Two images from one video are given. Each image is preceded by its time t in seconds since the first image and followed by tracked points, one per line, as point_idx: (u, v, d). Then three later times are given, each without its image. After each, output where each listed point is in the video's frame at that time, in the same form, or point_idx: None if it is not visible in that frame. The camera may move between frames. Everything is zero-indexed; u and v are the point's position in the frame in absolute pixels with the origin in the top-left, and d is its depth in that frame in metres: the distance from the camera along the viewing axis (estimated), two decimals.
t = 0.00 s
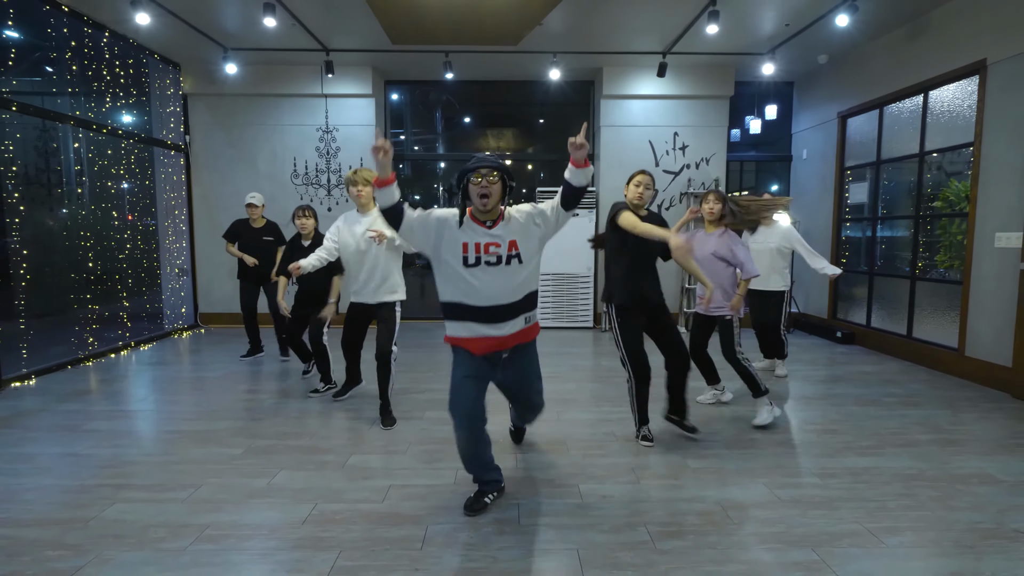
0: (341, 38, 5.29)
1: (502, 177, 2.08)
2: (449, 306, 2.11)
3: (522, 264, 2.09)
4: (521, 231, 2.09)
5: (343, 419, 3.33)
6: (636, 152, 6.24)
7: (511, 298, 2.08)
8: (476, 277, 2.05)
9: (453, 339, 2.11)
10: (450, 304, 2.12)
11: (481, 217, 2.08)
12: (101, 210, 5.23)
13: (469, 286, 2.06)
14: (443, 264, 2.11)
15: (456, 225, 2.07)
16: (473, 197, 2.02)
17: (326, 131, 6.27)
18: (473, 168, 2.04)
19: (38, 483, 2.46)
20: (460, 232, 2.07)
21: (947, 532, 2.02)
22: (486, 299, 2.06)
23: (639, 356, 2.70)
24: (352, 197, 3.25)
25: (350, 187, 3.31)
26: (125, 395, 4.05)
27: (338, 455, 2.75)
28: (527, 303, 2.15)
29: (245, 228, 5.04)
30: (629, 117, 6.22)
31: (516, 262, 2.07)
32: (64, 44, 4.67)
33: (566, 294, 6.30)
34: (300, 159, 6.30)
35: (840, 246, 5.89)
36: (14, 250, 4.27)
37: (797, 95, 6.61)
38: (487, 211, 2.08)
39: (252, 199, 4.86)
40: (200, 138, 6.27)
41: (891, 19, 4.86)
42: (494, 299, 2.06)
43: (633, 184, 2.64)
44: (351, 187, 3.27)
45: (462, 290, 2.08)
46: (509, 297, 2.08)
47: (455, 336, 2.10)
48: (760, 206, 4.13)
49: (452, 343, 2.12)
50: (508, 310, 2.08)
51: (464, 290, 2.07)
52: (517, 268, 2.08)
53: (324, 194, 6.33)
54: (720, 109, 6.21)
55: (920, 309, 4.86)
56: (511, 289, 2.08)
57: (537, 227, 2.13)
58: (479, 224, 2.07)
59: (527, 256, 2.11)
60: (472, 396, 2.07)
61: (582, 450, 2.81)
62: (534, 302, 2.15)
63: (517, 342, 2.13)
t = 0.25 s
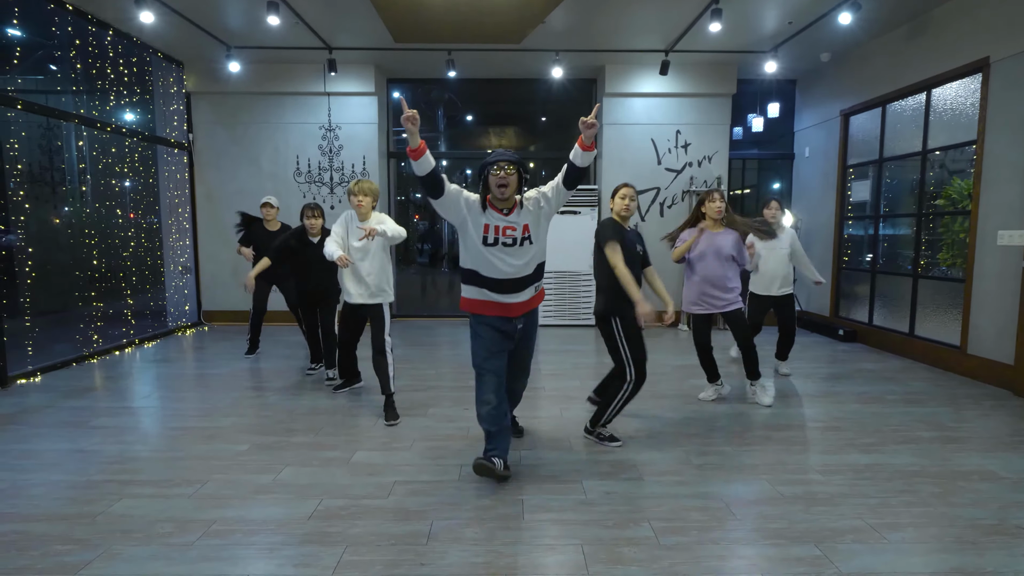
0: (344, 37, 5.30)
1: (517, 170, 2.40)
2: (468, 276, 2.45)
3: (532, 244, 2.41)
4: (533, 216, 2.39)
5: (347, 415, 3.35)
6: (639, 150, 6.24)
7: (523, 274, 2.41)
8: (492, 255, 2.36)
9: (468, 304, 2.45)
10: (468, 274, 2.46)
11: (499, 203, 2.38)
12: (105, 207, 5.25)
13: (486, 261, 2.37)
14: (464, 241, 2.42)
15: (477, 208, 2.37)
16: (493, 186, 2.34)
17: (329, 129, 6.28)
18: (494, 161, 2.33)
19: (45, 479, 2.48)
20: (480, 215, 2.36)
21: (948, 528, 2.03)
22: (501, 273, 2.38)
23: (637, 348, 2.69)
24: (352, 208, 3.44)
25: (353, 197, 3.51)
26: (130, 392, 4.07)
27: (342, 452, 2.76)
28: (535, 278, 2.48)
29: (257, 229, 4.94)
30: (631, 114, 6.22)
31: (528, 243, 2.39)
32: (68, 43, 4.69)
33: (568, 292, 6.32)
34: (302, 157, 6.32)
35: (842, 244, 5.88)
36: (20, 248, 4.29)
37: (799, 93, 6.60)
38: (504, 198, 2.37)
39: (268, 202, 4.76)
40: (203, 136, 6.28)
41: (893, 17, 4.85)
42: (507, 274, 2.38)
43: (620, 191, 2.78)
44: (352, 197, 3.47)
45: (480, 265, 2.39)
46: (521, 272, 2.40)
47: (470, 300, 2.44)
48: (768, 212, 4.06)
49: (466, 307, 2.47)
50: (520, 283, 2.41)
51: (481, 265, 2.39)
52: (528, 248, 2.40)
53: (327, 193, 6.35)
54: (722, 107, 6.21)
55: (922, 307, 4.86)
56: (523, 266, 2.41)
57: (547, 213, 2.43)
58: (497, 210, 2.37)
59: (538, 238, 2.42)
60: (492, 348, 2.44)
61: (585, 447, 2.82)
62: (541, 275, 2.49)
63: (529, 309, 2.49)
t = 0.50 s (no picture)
0: (343, 29, 5.22)
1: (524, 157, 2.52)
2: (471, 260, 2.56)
3: (535, 232, 2.53)
4: (535, 203, 2.53)
5: (346, 413, 3.28)
6: (642, 144, 6.16)
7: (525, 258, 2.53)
8: (496, 240, 2.49)
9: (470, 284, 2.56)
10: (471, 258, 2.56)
11: (504, 190, 2.52)
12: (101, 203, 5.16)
13: (490, 245, 2.49)
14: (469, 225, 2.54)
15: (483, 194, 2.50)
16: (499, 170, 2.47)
17: (328, 123, 6.20)
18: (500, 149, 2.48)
19: (36, 479, 2.41)
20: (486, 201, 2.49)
21: (967, 532, 1.96)
22: (504, 257, 2.49)
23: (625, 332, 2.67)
24: (356, 188, 3.69)
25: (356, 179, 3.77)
26: (126, 389, 4.01)
27: (341, 451, 2.70)
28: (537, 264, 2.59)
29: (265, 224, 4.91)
30: (635, 108, 6.13)
31: (530, 231, 2.52)
32: (63, 35, 4.60)
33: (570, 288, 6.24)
34: (302, 152, 6.24)
35: (849, 239, 5.80)
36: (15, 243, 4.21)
37: (806, 86, 6.50)
38: (509, 185, 2.51)
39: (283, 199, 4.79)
40: (201, 130, 6.20)
41: (902, 7, 4.76)
42: (510, 258, 2.50)
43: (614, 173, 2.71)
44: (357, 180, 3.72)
45: (484, 249, 2.51)
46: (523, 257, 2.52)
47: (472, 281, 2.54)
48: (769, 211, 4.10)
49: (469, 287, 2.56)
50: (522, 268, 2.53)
51: (485, 249, 2.50)
52: (530, 235, 2.53)
53: (327, 187, 6.27)
54: (727, 100, 6.12)
55: (931, 303, 4.78)
56: (525, 251, 2.52)
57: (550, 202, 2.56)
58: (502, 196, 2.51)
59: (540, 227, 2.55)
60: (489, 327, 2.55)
61: (589, 446, 2.75)
62: (544, 262, 2.58)
63: (528, 294, 2.56)
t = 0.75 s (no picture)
0: (337, 13, 5.03)
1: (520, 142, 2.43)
2: (466, 252, 2.46)
3: (530, 219, 2.44)
4: (531, 188, 2.42)
5: (338, 412, 3.11)
6: (647, 133, 5.96)
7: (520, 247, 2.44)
8: (490, 227, 2.40)
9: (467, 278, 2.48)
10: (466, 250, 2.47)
11: (499, 176, 2.43)
12: (88, 194, 4.93)
13: (485, 234, 2.41)
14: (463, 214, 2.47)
15: (476, 181, 2.42)
16: (493, 154, 2.38)
17: (323, 111, 6.01)
18: (494, 133, 2.40)
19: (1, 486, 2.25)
20: (480, 187, 2.41)
21: (1012, 547, 1.78)
22: (499, 245, 2.41)
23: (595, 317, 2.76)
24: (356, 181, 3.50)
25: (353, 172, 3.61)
26: (110, 387, 3.84)
27: (330, 454, 2.52)
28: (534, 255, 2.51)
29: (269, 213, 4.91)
30: (640, 95, 5.93)
31: (526, 217, 2.42)
32: (44, 18, 4.40)
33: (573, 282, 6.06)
34: (296, 142, 6.06)
35: (862, 231, 5.60)
36: None
37: (816, 73, 6.29)
38: (505, 169, 2.42)
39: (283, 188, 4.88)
40: (192, 119, 6.01)
41: None
42: (505, 247, 2.42)
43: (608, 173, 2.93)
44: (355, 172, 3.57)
45: (478, 238, 2.43)
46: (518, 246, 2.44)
47: (468, 276, 2.47)
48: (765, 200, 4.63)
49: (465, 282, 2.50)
50: (518, 259, 2.44)
51: (479, 237, 2.42)
52: (526, 223, 2.43)
53: (322, 178, 6.09)
54: (736, 87, 5.91)
55: (949, 297, 4.58)
56: (521, 240, 2.44)
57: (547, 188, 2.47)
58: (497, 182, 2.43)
59: (536, 214, 2.46)
60: (485, 319, 2.50)
61: (594, 449, 2.57)
62: (542, 255, 2.49)
63: (526, 287, 2.47)
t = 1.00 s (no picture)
0: None
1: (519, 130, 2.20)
2: (459, 249, 2.27)
3: (527, 213, 2.17)
4: (530, 179, 2.16)
5: (321, 422, 2.86)
6: (653, 124, 5.70)
7: (513, 244, 2.18)
8: (481, 220, 2.18)
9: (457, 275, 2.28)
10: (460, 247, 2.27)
11: (496, 165, 2.21)
12: (62, 188, 4.60)
13: (473, 228, 2.19)
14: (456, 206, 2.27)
15: (470, 170, 2.22)
16: (488, 141, 2.16)
17: (314, 102, 5.75)
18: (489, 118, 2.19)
19: None
20: (471, 177, 2.20)
21: None
22: (490, 241, 2.18)
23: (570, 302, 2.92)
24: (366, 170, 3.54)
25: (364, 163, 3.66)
26: (81, 393, 3.59)
27: (308, 472, 2.27)
28: (533, 255, 2.23)
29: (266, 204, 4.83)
30: (646, 84, 5.66)
31: (519, 211, 2.16)
32: None
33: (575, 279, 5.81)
34: (286, 134, 5.80)
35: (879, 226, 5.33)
36: None
37: (829, 61, 6.03)
38: (500, 157, 2.19)
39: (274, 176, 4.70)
40: (177, 110, 5.75)
41: None
42: (497, 243, 2.18)
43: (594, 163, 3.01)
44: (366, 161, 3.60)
45: (470, 233, 2.21)
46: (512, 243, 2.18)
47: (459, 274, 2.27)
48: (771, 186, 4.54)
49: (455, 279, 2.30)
50: (510, 256, 2.18)
51: (471, 232, 2.21)
52: (522, 217, 2.17)
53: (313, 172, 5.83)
54: (746, 76, 5.64)
55: (976, 296, 4.32)
56: (515, 236, 2.18)
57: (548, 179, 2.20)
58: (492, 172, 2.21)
59: (535, 207, 2.19)
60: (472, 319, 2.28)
61: (601, 466, 2.32)
62: (537, 257, 2.23)
63: (516, 291, 2.23)
